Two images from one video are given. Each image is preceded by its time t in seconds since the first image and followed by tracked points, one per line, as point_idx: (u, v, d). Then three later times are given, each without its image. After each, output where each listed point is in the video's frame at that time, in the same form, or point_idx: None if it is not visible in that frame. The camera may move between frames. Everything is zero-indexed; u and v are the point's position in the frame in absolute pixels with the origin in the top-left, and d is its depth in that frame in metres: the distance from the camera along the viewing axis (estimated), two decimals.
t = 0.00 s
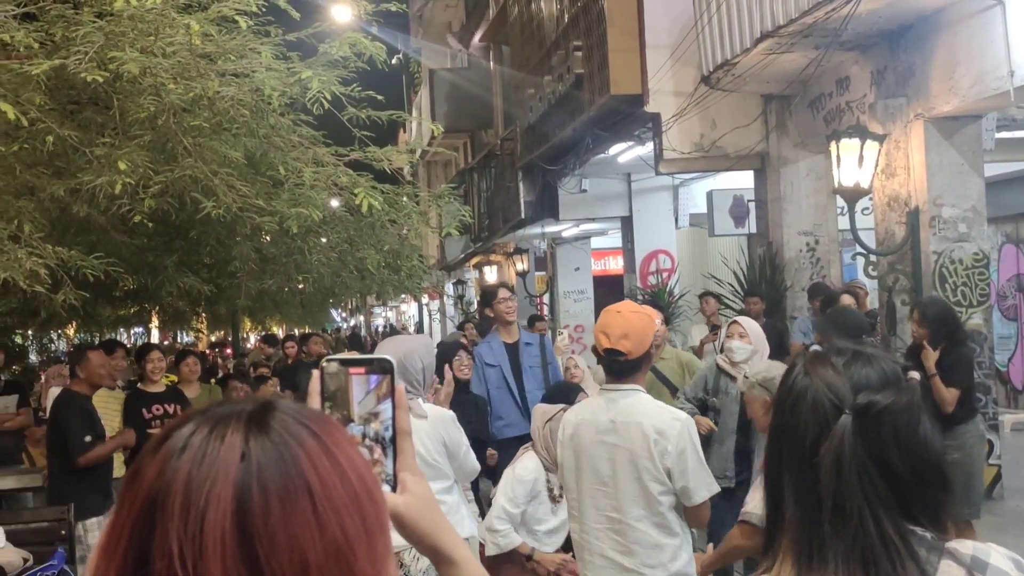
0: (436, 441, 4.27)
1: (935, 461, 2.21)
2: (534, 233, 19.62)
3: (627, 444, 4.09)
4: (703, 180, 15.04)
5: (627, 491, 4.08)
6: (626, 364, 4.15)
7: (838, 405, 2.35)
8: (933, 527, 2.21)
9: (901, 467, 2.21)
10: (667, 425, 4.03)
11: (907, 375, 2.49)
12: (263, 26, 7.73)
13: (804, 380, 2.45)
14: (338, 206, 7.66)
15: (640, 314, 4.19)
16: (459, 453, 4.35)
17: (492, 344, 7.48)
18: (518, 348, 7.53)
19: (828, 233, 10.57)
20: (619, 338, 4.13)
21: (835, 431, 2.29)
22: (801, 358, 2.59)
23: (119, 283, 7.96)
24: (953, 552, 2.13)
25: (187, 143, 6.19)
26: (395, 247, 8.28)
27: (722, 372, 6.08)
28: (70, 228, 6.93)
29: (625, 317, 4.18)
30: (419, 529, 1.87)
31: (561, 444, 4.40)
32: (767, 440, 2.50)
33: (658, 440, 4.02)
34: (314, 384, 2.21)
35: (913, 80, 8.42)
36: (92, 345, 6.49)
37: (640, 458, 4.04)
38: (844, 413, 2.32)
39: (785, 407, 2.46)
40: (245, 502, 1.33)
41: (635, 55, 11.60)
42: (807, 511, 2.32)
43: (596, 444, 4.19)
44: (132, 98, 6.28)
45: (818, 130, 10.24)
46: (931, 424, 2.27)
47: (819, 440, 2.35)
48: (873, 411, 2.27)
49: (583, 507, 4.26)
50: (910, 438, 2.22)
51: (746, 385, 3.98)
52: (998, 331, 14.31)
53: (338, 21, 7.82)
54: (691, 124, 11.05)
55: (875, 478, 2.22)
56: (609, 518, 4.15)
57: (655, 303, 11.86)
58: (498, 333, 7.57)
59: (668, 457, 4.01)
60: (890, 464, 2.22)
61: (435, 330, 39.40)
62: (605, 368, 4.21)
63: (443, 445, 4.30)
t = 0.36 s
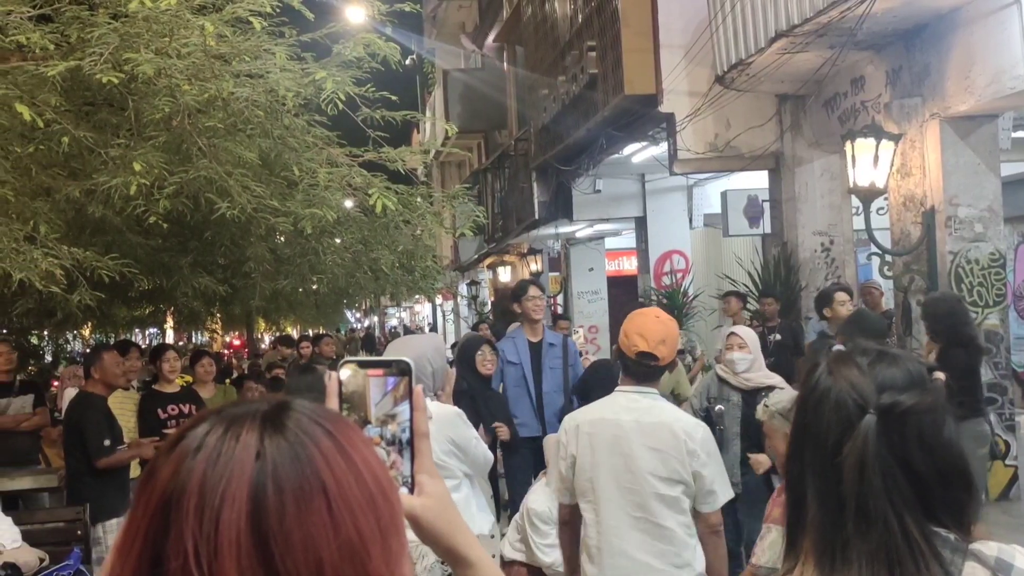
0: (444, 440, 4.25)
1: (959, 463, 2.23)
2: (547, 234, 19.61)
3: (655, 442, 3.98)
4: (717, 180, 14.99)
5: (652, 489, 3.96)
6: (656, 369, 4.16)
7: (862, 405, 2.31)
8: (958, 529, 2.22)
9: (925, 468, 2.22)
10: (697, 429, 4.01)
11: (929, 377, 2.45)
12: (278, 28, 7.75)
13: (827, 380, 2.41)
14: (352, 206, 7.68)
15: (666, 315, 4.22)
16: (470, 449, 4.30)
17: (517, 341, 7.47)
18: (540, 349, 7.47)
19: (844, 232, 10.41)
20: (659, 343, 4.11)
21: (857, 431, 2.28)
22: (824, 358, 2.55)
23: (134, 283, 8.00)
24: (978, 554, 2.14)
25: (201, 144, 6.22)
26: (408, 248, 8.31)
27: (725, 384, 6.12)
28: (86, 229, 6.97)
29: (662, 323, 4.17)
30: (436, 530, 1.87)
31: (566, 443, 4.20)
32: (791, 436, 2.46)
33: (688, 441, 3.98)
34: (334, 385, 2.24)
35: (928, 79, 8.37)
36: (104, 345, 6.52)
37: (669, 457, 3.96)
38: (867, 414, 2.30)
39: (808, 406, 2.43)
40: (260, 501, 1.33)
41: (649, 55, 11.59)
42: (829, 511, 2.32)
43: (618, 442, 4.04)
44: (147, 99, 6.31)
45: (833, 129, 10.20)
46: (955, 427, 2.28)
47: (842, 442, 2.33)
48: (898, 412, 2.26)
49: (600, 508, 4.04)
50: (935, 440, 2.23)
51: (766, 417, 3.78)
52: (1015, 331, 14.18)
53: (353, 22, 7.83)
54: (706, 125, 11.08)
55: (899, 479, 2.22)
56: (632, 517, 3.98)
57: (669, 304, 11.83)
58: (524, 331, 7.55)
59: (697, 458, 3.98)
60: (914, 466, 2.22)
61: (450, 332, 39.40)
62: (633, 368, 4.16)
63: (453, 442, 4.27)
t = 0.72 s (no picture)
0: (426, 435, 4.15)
1: (973, 464, 2.22)
2: (553, 235, 19.61)
3: (643, 433, 3.93)
4: (723, 180, 14.98)
5: (649, 476, 3.91)
6: (616, 359, 4.07)
7: (874, 406, 2.32)
8: (971, 532, 2.20)
9: (938, 469, 2.20)
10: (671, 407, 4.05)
11: (942, 376, 2.47)
12: (283, 29, 7.76)
13: (840, 381, 2.43)
14: (358, 207, 7.68)
15: (608, 306, 4.22)
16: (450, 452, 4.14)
17: (518, 341, 7.44)
18: (540, 350, 7.48)
19: (849, 233, 10.58)
20: (615, 332, 4.06)
21: (870, 431, 2.28)
22: (837, 359, 2.57)
23: (140, 284, 8.02)
24: (991, 559, 2.13)
25: (207, 144, 6.24)
26: (414, 248, 8.36)
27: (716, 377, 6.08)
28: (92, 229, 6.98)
29: (611, 315, 4.15)
30: (443, 530, 1.87)
31: (548, 446, 3.87)
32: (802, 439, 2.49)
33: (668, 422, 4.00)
34: (340, 384, 2.22)
35: (935, 80, 8.35)
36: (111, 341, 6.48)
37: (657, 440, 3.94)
38: (880, 414, 2.30)
39: (820, 407, 2.44)
40: (267, 504, 1.33)
41: (655, 55, 11.57)
42: (840, 510, 2.32)
43: (609, 436, 3.89)
44: (153, 100, 6.32)
45: (839, 129, 10.17)
46: (969, 429, 2.28)
47: (854, 442, 2.34)
48: (911, 413, 2.25)
49: (602, 508, 3.88)
50: (949, 441, 2.21)
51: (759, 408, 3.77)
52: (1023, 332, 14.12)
53: (358, 23, 7.83)
54: (711, 125, 11.08)
55: (912, 479, 2.20)
56: (636, 511, 3.89)
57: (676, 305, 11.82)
58: (524, 329, 7.57)
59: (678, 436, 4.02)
60: (928, 467, 2.20)
61: (456, 333, 39.39)
62: (590, 362, 4.04)
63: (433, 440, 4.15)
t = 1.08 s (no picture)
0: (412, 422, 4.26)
1: (976, 465, 2.21)
2: (555, 235, 19.61)
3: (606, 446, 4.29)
4: (725, 180, 14.98)
5: (608, 492, 4.26)
6: (573, 358, 4.37)
7: (876, 405, 2.31)
8: (970, 532, 2.22)
9: (938, 469, 2.21)
10: (628, 425, 4.44)
11: (947, 378, 2.44)
12: (285, 28, 7.77)
13: (844, 379, 2.41)
14: (359, 207, 7.68)
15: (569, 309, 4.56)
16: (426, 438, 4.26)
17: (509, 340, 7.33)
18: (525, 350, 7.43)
19: (851, 233, 10.44)
20: (570, 330, 4.39)
21: (870, 429, 2.27)
22: (841, 358, 2.55)
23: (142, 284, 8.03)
24: (988, 559, 2.15)
25: (209, 144, 6.25)
26: (416, 248, 8.38)
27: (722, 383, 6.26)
28: (93, 229, 7.00)
29: (570, 316, 4.48)
30: (445, 531, 1.87)
31: (520, 461, 4.13)
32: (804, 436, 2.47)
33: (625, 440, 4.38)
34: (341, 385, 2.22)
35: (937, 80, 8.34)
36: (124, 342, 6.50)
37: (616, 458, 4.31)
38: (881, 413, 2.29)
39: (823, 405, 2.43)
40: (268, 505, 1.33)
41: (656, 55, 11.56)
42: (839, 510, 2.32)
43: (577, 452, 4.19)
44: (154, 100, 6.33)
45: (841, 129, 10.16)
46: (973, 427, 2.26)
47: (853, 442, 2.33)
48: (912, 413, 2.25)
49: (563, 523, 4.16)
50: (950, 441, 2.21)
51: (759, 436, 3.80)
52: None
53: (359, 23, 7.82)
54: (713, 125, 11.08)
55: (910, 479, 2.21)
56: (592, 525, 4.21)
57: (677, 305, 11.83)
58: (508, 328, 7.48)
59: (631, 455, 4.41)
60: (928, 467, 2.21)
61: (459, 333, 39.38)
62: (550, 362, 4.37)
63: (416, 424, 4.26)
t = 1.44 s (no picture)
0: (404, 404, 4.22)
1: (969, 461, 2.23)
2: (557, 234, 19.62)
3: (601, 438, 4.30)
4: (727, 180, 14.98)
5: (606, 487, 4.27)
6: (560, 354, 4.41)
7: (871, 403, 2.30)
8: (964, 527, 2.24)
9: (933, 467, 2.22)
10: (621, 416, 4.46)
11: (943, 374, 2.42)
12: (287, 27, 7.77)
13: (838, 376, 2.38)
14: (361, 206, 7.68)
15: (558, 306, 4.62)
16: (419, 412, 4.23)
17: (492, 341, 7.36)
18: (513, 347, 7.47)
19: (854, 233, 10.40)
20: (557, 326, 4.44)
21: (865, 427, 2.27)
22: (835, 353, 2.51)
23: (143, 283, 8.04)
24: (983, 552, 2.18)
25: (210, 143, 6.25)
26: (418, 247, 8.40)
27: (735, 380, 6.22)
28: (95, 228, 7.00)
29: (558, 313, 4.54)
30: (446, 531, 1.86)
31: (514, 461, 4.11)
32: (796, 435, 2.46)
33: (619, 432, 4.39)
34: (343, 381, 2.23)
35: (940, 78, 8.33)
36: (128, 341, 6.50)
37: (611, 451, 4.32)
38: (877, 410, 2.29)
39: (816, 402, 2.40)
40: (268, 503, 1.33)
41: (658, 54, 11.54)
42: (835, 509, 2.32)
43: (573, 448, 4.19)
44: (156, 98, 6.33)
45: (843, 128, 10.15)
46: (968, 424, 2.28)
47: (848, 440, 2.31)
48: (907, 411, 2.26)
49: (563, 520, 4.16)
50: (945, 438, 2.23)
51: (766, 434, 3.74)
52: None
53: (360, 22, 7.82)
54: (715, 124, 11.09)
55: (906, 476, 2.23)
56: (591, 520, 4.23)
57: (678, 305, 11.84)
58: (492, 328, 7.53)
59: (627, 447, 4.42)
60: (922, 464, 2.23)
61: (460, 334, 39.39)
62: (537, 359, 4.40)
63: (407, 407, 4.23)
